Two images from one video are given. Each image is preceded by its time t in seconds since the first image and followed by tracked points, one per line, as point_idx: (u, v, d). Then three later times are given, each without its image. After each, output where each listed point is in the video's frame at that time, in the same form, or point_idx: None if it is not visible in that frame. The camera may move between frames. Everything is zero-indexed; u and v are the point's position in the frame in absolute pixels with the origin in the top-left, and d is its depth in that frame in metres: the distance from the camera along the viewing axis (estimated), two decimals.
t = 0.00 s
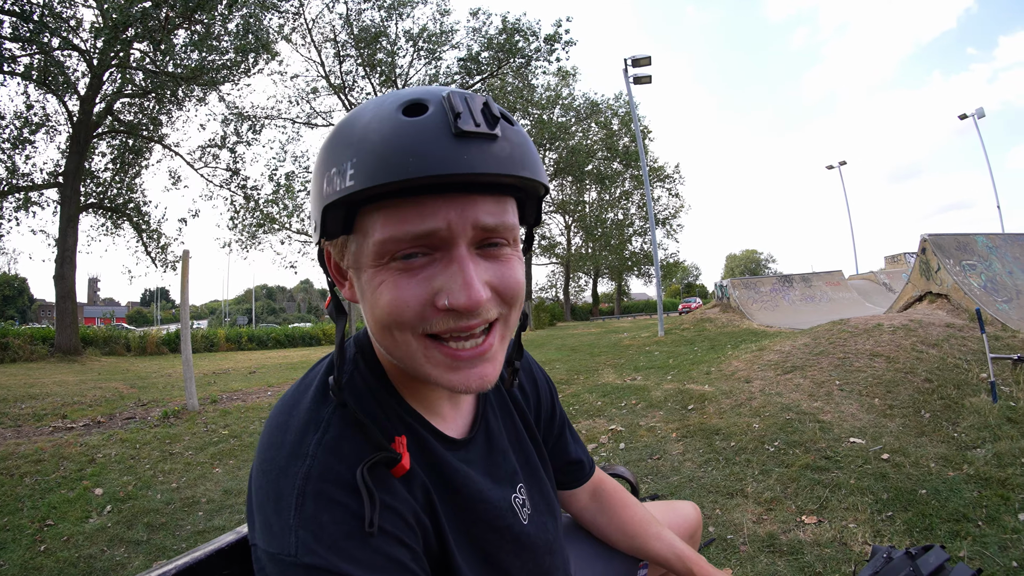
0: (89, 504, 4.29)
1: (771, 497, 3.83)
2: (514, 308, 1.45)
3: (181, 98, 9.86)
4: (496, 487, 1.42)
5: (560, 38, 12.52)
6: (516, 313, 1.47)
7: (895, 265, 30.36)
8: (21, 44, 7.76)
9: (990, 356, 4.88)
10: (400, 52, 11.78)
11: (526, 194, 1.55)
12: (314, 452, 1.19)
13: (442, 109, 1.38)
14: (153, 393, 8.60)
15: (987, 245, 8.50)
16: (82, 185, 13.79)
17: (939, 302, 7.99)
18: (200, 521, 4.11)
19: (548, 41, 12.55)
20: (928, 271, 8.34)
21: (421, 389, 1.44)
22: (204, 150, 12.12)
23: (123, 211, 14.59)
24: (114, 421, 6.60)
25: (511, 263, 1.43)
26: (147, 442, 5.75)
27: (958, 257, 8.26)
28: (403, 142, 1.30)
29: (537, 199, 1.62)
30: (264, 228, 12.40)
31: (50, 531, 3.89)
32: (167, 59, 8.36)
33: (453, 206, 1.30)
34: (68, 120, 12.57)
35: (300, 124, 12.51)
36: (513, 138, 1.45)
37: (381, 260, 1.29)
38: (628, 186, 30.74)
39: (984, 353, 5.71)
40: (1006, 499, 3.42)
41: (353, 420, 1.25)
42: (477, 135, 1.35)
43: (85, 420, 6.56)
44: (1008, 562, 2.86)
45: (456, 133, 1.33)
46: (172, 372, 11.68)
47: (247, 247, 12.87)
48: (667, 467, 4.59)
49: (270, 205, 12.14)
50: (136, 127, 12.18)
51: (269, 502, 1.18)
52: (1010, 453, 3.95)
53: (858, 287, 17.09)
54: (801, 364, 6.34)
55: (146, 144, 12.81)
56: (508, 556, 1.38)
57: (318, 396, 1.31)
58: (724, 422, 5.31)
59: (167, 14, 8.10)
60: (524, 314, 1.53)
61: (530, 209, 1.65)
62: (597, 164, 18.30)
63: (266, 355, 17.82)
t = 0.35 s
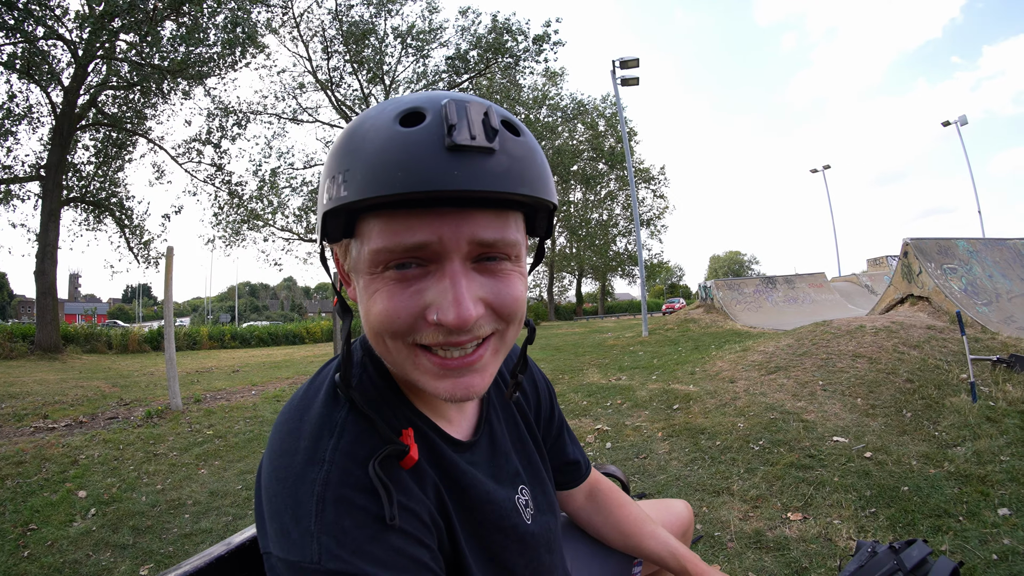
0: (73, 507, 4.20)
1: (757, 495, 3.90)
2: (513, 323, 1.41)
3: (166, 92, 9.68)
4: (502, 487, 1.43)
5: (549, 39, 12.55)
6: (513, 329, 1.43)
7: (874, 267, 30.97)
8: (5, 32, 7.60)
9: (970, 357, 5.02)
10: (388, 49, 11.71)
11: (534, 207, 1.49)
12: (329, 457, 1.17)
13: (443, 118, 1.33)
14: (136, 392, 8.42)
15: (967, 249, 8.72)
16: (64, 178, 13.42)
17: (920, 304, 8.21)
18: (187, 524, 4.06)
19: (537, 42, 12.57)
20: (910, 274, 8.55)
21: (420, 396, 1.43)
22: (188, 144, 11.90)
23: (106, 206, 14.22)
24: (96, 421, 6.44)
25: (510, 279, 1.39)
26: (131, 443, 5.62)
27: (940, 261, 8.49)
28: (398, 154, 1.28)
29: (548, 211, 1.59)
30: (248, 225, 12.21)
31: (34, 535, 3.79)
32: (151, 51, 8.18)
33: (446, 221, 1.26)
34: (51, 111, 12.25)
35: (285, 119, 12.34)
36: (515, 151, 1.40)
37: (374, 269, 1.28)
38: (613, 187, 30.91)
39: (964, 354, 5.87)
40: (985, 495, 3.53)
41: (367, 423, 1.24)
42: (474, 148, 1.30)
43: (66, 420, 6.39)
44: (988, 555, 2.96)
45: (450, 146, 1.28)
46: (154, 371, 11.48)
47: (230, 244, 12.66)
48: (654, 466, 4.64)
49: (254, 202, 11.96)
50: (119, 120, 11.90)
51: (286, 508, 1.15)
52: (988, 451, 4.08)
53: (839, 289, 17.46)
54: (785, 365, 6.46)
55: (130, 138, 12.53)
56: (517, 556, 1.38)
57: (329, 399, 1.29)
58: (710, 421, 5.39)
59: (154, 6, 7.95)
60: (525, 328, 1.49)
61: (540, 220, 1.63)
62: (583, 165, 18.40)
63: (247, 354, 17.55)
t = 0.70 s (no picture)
0: (61, 509, 4.12)
1: (745, 494, 3.95)
2: (491, 320, 1.35)
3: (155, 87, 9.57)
4: (499, 482, 1.43)
5: (541, 41, 12.57)
6: (494, 327, 1.37)
7: (860, 272, 31.40)
8: None
9: (955, 360, 5.12)
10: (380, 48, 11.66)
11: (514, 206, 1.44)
12: (321, 452, 1.18)
13: (414, 119, 1.35)
14: (122, 391, 8.29)
15: (953, 255, 8.90)
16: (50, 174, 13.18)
17: (906, 308, 8.36)
18: (177, 526, 4.01)
19: (530, 43, 12.60)
20: (896, 278, 8.70)
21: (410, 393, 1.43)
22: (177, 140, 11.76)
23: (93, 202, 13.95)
24: (83, 421, 6.33)
25: (485, 276, 1.33)
26: (119, 443, 5.53)
27: (926, 267, 8.69)
28: (369, 154, 1.32)
29: (535, 210, 1.53)
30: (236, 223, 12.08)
31: (21, 538, 3.71)
32: (141, 45, 8.07)
33: (411, 213, 1.25)
34: (38, 104, 12.03)
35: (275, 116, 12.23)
36: (483, 148, 1.37)
37: (354, 262, 1.31)
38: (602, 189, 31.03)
39: (948, 357, 5.99)
40: (969, 495, 3.61)
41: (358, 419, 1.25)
42: (434, 144, 1.29)
43: (53, 420, 6.27)
44: (972, 552, 3.03)
45: (411, 143, 1.29)
46: (140, 370, 11.30)
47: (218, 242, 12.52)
48: (643, 466, 4.68)
49: (242, 199, 11.84)
50: (106, 114, 11.71)
51: (280, 504, 1.15)
52: (971, 451, 4.17)
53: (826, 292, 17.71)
54: (772, 367, 6.55)
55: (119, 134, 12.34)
56: (508, 552, 1.38)
57: (328, 396, 1.30)
58: (698, 422, 5.45)
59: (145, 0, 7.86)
60: (508, 327, 1.43)
61: (531, 220, 1.57)
62: (573, 166, 18.46)
63: (233, 353, 17.34)
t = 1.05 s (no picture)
0: (65, 508, 4.14)
1: (749, 498, 3.93)
2: (471, 318, 1.34)
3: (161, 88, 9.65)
4: (480, 490, 1.41)
5: (546, 43, 12.61)
6: (475, 324, 1.36)
7: (866, 275, 31.20)
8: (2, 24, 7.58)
9: (959, 364, 5.08)
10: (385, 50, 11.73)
11: (486, 204, 1.43)
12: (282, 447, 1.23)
13: (381, 123, 1.36)
14: (127, 391, 8.33)
15: (957, 259, 8.85)
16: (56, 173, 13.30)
17: (910, 312, 8.30)
18: (181, 526, 4.02)
19: (534, 46, 12.64)
20: (900, 282, 8.65)
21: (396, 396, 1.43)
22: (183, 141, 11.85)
23: (98, 201, 14.06)
24: (87, 420, 6.37)
25: (462, 272, 1.31)
26: (123, 443, 5.55)
27: (929, 269, 8.61)
28: (338, 161, 1.32)
29: (509, 209, 1.51)
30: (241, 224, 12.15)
31: (25, 537, 3.73)
32: (148, 45, 8.15)
33: (384, 215, 1.25)
34: (44, 104, 12.14)
35: (282, 118, 12.32)
36: (451, 144, 1.36)
37: (334, 267, 1.31)
38: (607, 192, 31.02)
39: (952, 361, 5.94)
40: (972, 499, 3.58)
41: (324, 419, 1.28)
42: (397, 145, 1.29)
43: (57, 419, 6.31)
44: (975, 557, 3.00)
45: (375, 147, 1.30)
46: (146, 370, 11.36)
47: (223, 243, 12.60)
48: (648, 469, 4.66)
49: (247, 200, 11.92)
50: (113, 115, 11.82)
51: (246, 488, 1.23)
52: (975, 456, 4.13)
53: (831, 296, 17.63)
54: (776, 371, 6.51)
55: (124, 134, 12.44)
56: (477, 558, 1.36)
57: (305, 396, 1.35)
58: (702, 426, 5.42)
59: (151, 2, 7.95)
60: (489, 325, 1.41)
61: (507, 220, 1.54)
62: (577, 169, 18.47)
63: (238, 354, 17.39)
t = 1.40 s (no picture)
0: (70, 507, 4.16)
1: (752, 502, 3.91)
2: (492, 323, 1.38)
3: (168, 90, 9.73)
4: (480, 491, 1.41)
5: (550, 45, 12.65)
6: (493, 329, 1.40)
7: (873, 278, 31.03)
8: (11, 26, 7.67)
9: (964, 367, 5.04)
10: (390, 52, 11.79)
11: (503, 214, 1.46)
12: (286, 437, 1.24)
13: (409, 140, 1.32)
14: (133, 390, 8.37)
15: (963, 261, 8.79)
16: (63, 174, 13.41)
17: (915, 314, 8.24)
18: (184, 526, 4.04)
19: (538, 48, 12.69)
20: (906, 284, 8.59)
21: (406, 398, 1.43)
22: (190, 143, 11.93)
23: (104, 201, 14.16)
24: (92, 419, 6.40)
25: (488, 284, 1.35)
26: (127, 442, 5.58)
27: (935, 272, 8.56)
28: (365, 178, 1.27)
29: (520, 218, 1.54)
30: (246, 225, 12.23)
31: (30, 535, 3.76)
32: (155, 47, 8.24)
33: (418, 232, 1.25)
34: (51, 105, 12.24)
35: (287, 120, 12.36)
36: (484, 168, 1.37)
37: (357, 281, 1.28)
38: (611, 195, 31.02)
39: (958, 364, 5.89)
40: (977, 503, 3.54)
41: (329, 416, 1.28)
42: (432, 165, 1.27)
43: (63, 418, 6.35)
44: (980, 561, 2.96)
45: (410, 166, 1.26)
46: (151, 370, 11.42)
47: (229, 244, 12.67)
48: (650, 472, 4.64)
49: (253, 202, 12.00)
50: (120, 116, 11.91)
51: (250, 476, 1.25)
52: (981, 459, 4.09)
53: (836, 299, 17.54)
54: (781, 374, 6.48)
55: (130, 134, 12.54)
56: (475, 557, 1.37)
57: (307, 391, 1.36)
58: (705, 429, 5.40)
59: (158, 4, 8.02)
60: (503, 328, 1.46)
61: (514, 226, 1.55)
62: (581, 171, 18.47)
63: (243, 355, 17.45)
